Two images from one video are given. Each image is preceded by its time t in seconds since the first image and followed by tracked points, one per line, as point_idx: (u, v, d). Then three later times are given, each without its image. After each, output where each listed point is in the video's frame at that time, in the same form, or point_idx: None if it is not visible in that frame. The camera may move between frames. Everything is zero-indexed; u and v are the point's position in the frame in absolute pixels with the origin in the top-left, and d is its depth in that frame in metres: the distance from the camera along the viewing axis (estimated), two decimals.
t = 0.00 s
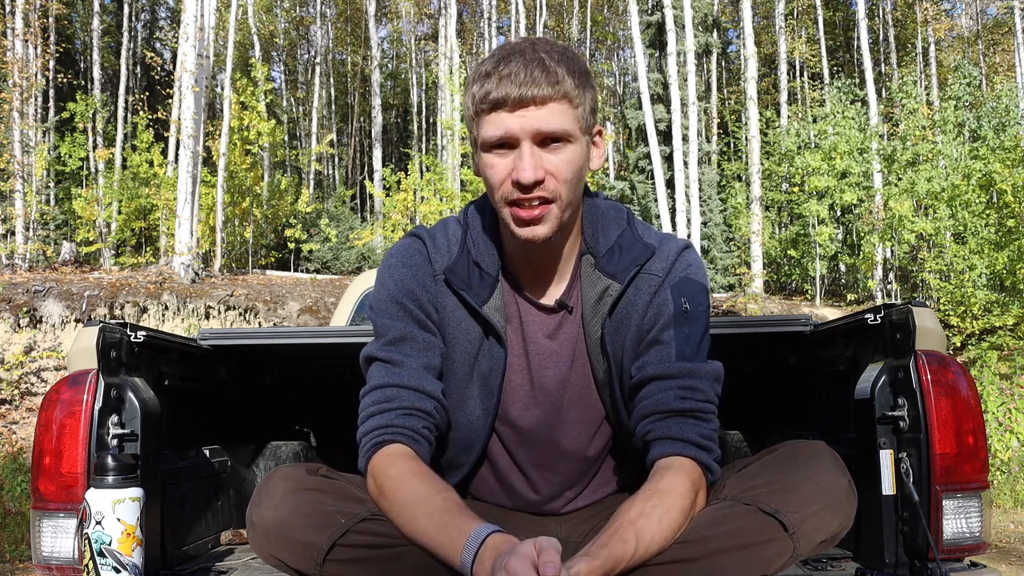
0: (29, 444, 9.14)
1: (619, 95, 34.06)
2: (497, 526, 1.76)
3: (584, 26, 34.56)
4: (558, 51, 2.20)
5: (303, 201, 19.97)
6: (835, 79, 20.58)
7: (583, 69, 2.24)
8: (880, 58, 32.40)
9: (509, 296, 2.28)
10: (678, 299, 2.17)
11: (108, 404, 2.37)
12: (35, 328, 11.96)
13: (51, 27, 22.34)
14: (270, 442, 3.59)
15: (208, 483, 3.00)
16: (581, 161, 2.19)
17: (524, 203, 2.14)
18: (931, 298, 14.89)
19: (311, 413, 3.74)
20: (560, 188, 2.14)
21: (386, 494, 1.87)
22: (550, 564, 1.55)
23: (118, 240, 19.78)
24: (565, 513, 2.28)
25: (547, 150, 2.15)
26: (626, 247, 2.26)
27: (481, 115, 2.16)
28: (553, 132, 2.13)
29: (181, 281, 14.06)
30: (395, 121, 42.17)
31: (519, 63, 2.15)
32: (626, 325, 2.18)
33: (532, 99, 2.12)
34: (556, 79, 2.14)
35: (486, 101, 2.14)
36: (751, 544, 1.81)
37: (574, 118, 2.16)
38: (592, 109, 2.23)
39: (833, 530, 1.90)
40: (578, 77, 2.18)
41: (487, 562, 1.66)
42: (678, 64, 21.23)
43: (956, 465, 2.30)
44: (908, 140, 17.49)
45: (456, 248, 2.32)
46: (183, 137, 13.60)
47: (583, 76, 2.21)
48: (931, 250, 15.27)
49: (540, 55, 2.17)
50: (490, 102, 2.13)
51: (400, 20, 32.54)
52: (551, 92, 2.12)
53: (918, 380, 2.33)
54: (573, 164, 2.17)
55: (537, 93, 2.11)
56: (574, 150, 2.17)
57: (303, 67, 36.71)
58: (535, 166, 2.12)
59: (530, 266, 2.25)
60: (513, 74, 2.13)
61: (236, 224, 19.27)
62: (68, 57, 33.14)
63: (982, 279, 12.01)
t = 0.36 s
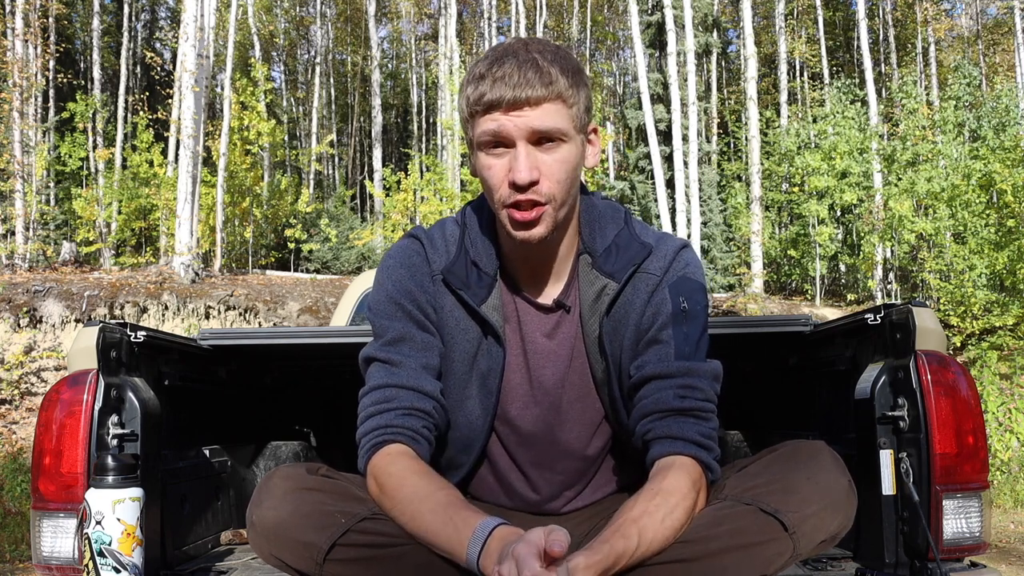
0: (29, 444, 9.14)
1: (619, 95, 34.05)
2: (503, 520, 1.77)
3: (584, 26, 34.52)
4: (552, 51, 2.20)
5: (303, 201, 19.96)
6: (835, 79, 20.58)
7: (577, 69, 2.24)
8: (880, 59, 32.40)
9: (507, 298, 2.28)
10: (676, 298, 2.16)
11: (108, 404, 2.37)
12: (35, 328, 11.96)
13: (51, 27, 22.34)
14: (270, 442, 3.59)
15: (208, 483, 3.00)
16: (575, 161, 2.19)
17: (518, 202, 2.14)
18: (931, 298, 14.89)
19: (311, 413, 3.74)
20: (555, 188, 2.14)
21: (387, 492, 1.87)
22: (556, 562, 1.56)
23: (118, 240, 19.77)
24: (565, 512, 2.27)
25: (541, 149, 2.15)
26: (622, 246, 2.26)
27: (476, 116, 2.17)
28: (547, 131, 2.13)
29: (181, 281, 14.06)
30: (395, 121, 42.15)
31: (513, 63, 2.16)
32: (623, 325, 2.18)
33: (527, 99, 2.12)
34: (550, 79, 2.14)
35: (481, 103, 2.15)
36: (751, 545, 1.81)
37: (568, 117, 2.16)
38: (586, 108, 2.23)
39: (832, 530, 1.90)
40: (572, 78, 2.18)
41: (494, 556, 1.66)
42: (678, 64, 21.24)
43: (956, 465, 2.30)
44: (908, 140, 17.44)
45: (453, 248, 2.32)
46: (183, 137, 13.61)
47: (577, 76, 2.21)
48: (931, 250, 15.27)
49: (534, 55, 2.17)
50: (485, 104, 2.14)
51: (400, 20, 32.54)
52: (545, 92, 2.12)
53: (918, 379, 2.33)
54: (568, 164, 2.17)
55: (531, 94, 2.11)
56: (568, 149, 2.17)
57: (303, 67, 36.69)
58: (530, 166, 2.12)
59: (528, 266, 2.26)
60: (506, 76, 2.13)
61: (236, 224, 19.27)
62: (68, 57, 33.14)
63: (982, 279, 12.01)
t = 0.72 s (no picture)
0: (29, 444, 9.14)
1: (619, 95, 34.04)
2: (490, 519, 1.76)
3: (584, 26, 34.48)
4: (526, 43, 2.23)
5: (303, 201, 19.96)
6: (835, 79, 20.59)
7: (551, 58, 2.26)
8: (880, 59, 32.40)
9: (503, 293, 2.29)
10: (667, 292, 2.15)
11: (108, 404, 2.37)
12: (35, 328, 11.96)
13: (51, 27, 22.33)
14: (270, 442, 3.59)
15: (208, 483, 3.00)
16: (552, 145, 2.20)
17: (496, 183, 2.15)
18: (931, 298, 14.90)
19: (311, 413, 3.74)
20: (531, 168, 2.15)
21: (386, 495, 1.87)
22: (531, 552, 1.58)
23: (118, 240, 19.78)
24: (565, 509, 2.26)
25: (515, 132, 2.16)
26: (611, 239, 2.26)
27: (454, 106, 2.20)
28: (520, 112, 2.15)
29: (181, 281, 14.06)
30: (395, 121, 42.15)
31: (486, 55, 2.19)
32: (615, 318, 2.19)
33: (497, 86, 2.15)
34: (521, 66, 2.17)
35: (456, 92, 2.19)
36: (752, 544, 1.80)
37: (541, 101, 2.18)
38: (563, 95, 2.25)
39: (833, 530, 1.89)
40: (546, 66, 2.20)
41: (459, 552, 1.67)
42: (678, 64, 21.24)
43: (956, 465, 2.30)
44: (908, 140, 17.41)
45: (449, 248, 2.33)
46: (183, 137, 13.61)
47: (551, 65, 2.24)
48: (931, 250, 15.28)
49: (505, 45, 2.20)
50: (460, 93, 2.18)
51: (400, 20, 32.53)
52: (516, 78, 2.15)
53: (918, 380, 2.33)
54: (544, 146, 2.17)
55: (502, 80, 2.15)
56: (544, 133, 2.18)
57: (303, 67, 36.67)
58: (503, 147, 2.14)
59: (521, 260, 2.27)
60: (479, 67, 2.18)
61: (236, 224, 19.28)
62: (67, 57, 33.15)
63: (982, 279, 12.02)
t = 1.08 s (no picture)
0: (29, 444, 9.14)
1: (619, 95, 34.04)
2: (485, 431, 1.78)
3: (584, 26, 34.46)
4: (522, 50, 2.21)
5: (303, 201, 19.97)
6: (835, 79, 20.59)
7: (542, 65, 2.25)
8: (880, 58, 32.41)
9: (495, 290, 2.31)
10: (660, 280, 2.20)
11: (108, 404, 2.37)
12: (35, 328, 11.96)
13: (51, 28, 22.36)
14: (270, 442, 3.60)
15: (208, 483, 3.00)
16: (546, 151, 2.21)
17: (493, 188, 2.17)
18: (931, 298, 14.91)
19: (311, 413, 3.74)
20: (528, 173, 2.17)
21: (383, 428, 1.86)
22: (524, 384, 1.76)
23: (118, 240, 19.77)
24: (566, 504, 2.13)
25: (511, 140, 2.15)
26: (602, 234, 2.30)
27: (450, 113, 2.17)
28: (517, 122, 2.14)
29: (181, 282, 14.05)
30: (395, 121, 42.15)
31: (482, 62, 2.15)
32: (609, 309, 2.22)
33: (494, 93, 2.13)
34: (516, 74, 2.14)
35: (454, 99, 2.14)
36: (751, 541, 1.77)
37: (535, 109, 2.17)
38: (554, 101, 2.25)
39: (833, 528, 1.87)
40: (539, 73, 2.19)
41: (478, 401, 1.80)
42: (678, 64, 21.23)
43: (956, 465, 2.30)
44: (908, 140, 17.40)
45: (440, 248, 2.33)
46: (183, 137, 13.62)
47: (543, 72, 2.23)
48: (931, 250, 15.30)
49: (499, 51, 2.17)
50: (458, 100, 2.14)
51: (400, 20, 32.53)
52: (512, 87, 2.13)
53: (918, 380, 2.33)
54: (539, 153, 2.19)
55: (499, 88, 2.12)
56: (539, 139, 2.18)
57: (303, 67, 36.65)
58: (501, 155, 2.14)
59: (511, 258, 2.29)
60: (476, 75, 2.13)
61: (236, 224, 19.27)
62: (67, 56, 33.14)
63: (982, 279, 12.03)
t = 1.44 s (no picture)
0: (29, 444, 9.14)
1: (619, 95, 34.05)
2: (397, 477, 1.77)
3: (584, 26, 34.43)
4: (561, 52, 2.25)
5: (303, 201, 19.98)
6: (834, 79, 20.60)
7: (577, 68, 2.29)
8: (880, 59, 32.42)
9: (492, 288, 2.35)
10: (674, 262, 2.31)
11: (108, 405, 2.37)
12: (35, 328, 11.96)
13: (51, 28, 22.34)
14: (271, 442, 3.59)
15: (208, 483, 3.01)
16: (573, 154, 2.27)
17: (520, 184, 2.21)
18: (931, 298, 14.92)
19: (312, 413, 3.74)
20: (558, 174, 2.22)
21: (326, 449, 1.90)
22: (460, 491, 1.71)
23: (118, 240, 19.76)
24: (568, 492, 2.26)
25: (547, 140, 2.20)
26: (604, 230, 2.38)
27: (486, 100, 2.18)
28: (554, 124, 2.19)
29: (181, 282, 14.05)
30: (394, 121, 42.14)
31: (526, 56, 2.16)
32: (626, 298, 2.29)
33: (541, 90, 2.15)
34: (558, 74, 2.17)
35: (495, 88, 2.15)
36: (749, 541, 1.73)
37: (569, 112, 2.22)
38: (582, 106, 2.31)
39: (832, 526, 1.82)
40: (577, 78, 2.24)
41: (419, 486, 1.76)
42: (678, 64, 21.23)
43: (956, 465, 2.30)
44: (908, 140, 17.40)
45: (437, 246, 2.37)
46: (183, 137, 13.63)
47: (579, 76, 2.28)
48: (931, 250, 15.32)
49: (541, 47, 2.19)
50: (499, 90, 2.15)
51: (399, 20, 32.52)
52: (555, 86, 2.16)
53: (918, 379, 2.34)
54: (569, 156, 2.24)
55: (545, 86, 2.15)
56: (570, 142, 2.24)
57: (303, 67, 36.63)
58: (538, 154, 2.18)
59: (517, 256, 2.34)
60: (521, 67, 2.15)
61: (236, 224, 19.27)
62: (68, 56, 33.14)
63: (982, 279, 12.04)
